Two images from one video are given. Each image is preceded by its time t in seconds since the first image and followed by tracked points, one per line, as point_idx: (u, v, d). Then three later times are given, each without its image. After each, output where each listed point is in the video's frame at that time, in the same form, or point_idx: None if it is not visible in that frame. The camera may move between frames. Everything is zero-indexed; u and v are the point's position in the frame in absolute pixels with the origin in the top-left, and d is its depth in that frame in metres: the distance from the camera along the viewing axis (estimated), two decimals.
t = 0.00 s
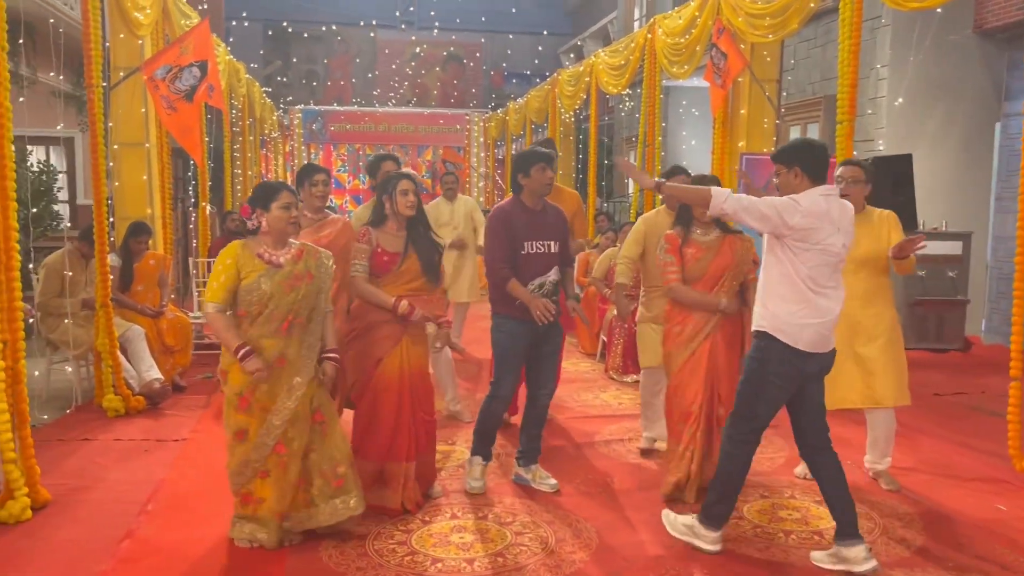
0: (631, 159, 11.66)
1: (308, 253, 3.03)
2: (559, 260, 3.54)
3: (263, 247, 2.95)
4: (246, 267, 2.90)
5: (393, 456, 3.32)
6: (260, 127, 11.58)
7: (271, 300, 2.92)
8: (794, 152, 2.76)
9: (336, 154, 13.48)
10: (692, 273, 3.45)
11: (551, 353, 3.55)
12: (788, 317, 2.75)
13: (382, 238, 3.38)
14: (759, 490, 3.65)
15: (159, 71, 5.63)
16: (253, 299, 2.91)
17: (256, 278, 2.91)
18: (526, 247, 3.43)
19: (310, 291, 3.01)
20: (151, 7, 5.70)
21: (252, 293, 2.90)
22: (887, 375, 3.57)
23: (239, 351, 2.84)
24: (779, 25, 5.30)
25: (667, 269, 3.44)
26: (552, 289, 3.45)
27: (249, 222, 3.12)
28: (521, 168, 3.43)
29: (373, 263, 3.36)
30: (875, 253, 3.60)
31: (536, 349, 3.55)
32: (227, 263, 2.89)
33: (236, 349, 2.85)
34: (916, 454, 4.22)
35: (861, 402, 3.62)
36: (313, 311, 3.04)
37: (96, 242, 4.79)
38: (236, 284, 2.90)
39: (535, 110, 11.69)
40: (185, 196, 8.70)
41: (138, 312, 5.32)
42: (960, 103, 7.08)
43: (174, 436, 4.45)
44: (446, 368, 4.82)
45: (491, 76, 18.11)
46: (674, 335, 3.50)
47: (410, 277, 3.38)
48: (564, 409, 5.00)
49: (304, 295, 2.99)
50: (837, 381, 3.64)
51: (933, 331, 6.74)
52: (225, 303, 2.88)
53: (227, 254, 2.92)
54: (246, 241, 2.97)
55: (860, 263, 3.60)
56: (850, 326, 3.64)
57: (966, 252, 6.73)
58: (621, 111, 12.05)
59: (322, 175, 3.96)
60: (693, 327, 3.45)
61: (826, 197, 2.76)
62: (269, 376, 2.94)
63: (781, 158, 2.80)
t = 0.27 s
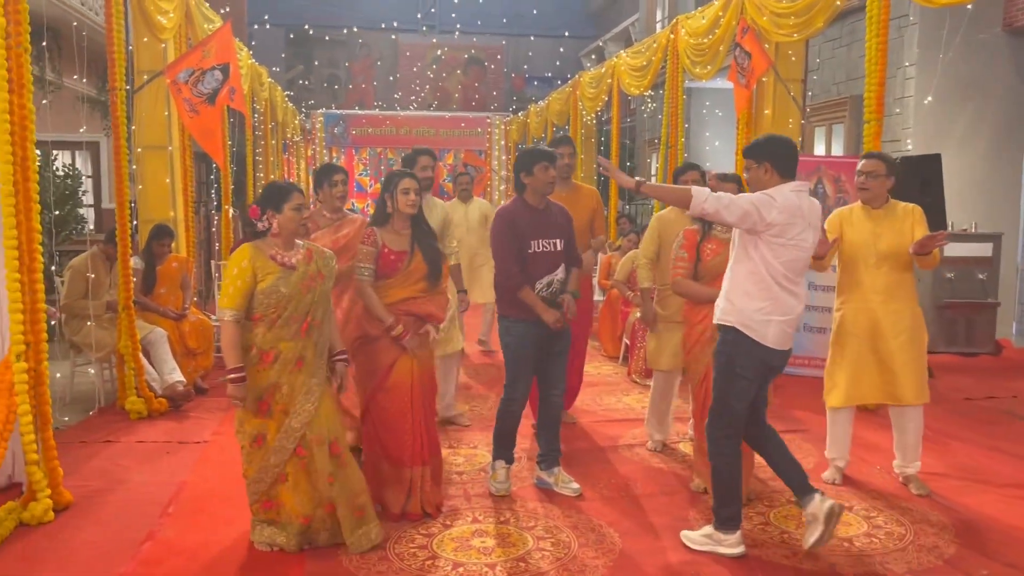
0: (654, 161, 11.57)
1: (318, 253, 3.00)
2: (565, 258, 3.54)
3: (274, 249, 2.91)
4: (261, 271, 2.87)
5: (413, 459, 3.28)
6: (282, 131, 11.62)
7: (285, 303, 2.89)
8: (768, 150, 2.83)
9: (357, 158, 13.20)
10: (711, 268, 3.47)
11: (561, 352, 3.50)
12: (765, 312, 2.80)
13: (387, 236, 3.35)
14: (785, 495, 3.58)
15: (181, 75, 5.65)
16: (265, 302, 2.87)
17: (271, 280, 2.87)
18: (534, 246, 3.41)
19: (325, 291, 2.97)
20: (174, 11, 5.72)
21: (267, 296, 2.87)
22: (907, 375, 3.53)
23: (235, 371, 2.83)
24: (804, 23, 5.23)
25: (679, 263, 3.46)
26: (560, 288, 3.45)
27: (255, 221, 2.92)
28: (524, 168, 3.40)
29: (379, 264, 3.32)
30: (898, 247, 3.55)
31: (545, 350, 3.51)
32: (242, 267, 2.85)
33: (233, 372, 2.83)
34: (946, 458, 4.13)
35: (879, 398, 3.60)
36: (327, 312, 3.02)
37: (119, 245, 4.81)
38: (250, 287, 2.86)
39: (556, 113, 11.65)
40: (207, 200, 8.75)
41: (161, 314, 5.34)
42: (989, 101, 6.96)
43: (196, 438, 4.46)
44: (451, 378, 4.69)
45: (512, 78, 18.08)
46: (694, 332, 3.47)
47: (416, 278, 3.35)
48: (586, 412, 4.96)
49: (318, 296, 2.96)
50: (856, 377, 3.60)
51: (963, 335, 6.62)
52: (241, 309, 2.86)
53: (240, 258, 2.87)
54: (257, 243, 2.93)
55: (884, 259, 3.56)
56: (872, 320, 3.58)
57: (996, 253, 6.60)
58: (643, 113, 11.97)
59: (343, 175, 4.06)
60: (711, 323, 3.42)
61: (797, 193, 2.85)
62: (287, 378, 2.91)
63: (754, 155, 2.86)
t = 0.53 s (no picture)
0: (674, 163, 11.52)
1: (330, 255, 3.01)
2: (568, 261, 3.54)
3: (292, 251, 2.89)
4: (281, 272, 2.85)
5: (428, 464, 3.28)
6: (303, 136, 11.67)
7: (305, 305, 2.88)
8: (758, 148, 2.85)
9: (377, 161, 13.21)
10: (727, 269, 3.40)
11: (567, 352, 3.53)
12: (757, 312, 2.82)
13: (401, 238, 3.33)
14: (810, 500, 3.53)
15: (203, 79, 5.66)
16: (283, 304, 2.85)
17: (292, 281, 2.85)
18: (534, 249, 3.41)
19: (340, 292, 2.98)
20: (196, 16, 5.76)
21: (287, 297, 2.85)
22: (929, 377, 3.47)
23: (256, 371, 2.78)
24: (827, 23, 5.17)
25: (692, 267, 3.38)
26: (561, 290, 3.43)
27: (273, 223, 2.91)
28: (529, 169, 3.40)
29: (394, 266, 3.30)
30: (927, 246, 3.49)
31: (546, 350, 3.53)
32: (262, 267, 2.82)
33: (255, 371, 2.77)
34: (975, 463, 4.05)
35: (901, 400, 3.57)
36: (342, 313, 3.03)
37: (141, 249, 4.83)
38: (270, 288, 2.83)
39: (576, 116, 11.62)
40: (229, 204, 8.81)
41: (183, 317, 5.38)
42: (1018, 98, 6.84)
43: (216, 441, 4.46)
44: (472, 380, 4.69)
45: (531, 81, 18.07)
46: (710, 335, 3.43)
47: (431, 279, 3.34)
48: (606, 416, 4.92)
49: (336, 296, 2.96)
50: (878, 378, 3.58)
51: (991, 337, 6.50)
52: (262, 309, 2.82)
53: (259, 258, 2.85)
54: (274, 244, 2.90)
55: (911, 258, 3.50)
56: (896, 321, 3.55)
57: None
58: (664, 115, 11.92)
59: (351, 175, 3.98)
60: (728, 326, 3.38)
61: (786, 192, 2.87)
62: (307, 379, 2.90)
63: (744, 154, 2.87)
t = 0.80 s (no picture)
0: (692, 164, 11.46)
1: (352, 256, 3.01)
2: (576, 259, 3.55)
3: (314, 250, 2.88)
4: (305, 271, 2.84)
5: (446, 465, 3.26)
6: (320, 139, 11.71)
7: (327, 305, 2.87)
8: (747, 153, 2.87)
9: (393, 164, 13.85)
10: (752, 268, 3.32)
11: (578, 349, 3.52)
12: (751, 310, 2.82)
13: (418, 239, 3.33)
14: (834, 503, 3.48)
15: (221, 83, 5.69)
16: (306, 303, 2.85)
17: (315, 281, 2.85)
18: (537, 248, 3.45)
19: (360, 292, 2.99)
20: (214, 20, 5.78)
21: (311, 297, 2.84)
22: (957, 379, 3.43)
23: (283, 369, 2.77)
24: (848, 21, 5.11)
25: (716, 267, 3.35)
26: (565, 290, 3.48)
27: (294, 223, 2.89)
28: (537, 169, 3.41)
29: (410, 266, 3.30)
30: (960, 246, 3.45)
31: (554, 349, 3.54)
32: (286, 267, 2.81)
33: (282, 368, 2.76)
34: (1001, 466, 3.98)
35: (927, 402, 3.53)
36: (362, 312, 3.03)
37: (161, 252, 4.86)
38: (294, 287, 2.83)
39: (593, 117, 11.59)
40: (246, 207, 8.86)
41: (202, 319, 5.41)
42: None
43: (235, 442, 4.47)
44: (492, 380, 4.64)
45: (548, 83, 18.06)
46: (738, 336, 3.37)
47: (449, 277, 3.34)
48: (625, 418, 4.88)
49: (356, 296, 2.97)
50: (905, 378, 3.54)
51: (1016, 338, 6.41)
52: (285, 309, 2.80)
53: (282, 257, 2.83)
54: (297, 243, 2.89)
55: (942, 258, 3.47)
56: (926, 321, 3.51)
57: None
58: (681, 115, 11.87)
59: (357, 175, 3.99)
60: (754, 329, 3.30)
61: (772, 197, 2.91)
62: (331, 378, 2.89)
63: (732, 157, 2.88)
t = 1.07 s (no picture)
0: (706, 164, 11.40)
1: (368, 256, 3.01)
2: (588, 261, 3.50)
3: (329, 252, 2.88)
4: (320, 272, 2.84)
5: (461, 466, 3.25)
6: (333, 141, 11.74)
7: (344, 306, 2.87)
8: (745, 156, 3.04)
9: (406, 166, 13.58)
10: (787, 267, 3.34)
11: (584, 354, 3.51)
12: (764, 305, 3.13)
13: (431, 239, 3.32)
14: (852, 504, 3.45)
15: (235, 85, 5.71)
16: (321, 304, 2.84)
17: (330, 282, 2.84)
18: (548, 250, 3.44)
19: (376, 293, 2.98)
20: (228, 22, 5.79)
21: (327, 298, 2.84)
22: (979, 380, 3.40)
23: (298, 371, 2.77)
24: (863, 18, 5.07)
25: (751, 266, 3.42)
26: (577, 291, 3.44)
27: (310, 224, 2.87)
28: (550, 172, 3.39)
29: (424, 266, 3.29)
30: (983, 246, 3.41)
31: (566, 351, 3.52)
32: (301, 268, 2.81)
33: (297, 369, 2.76)
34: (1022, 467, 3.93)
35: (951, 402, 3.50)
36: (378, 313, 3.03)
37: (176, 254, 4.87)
38: (309, 288, 2.82)
39: (606, 118, 11.57)
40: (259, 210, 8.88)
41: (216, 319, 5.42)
42: None
43: (250, 444, 4.48)
44: (506, 380, 4.66)
45: (560, 84, 18.04)
46: (771, 338, 3.36)
47: (462, 279, 3.32)
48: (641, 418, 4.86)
49: (372, 297, 2.96)
50: (925, 379, 3.52)
51: None
52: (301, 311, 2.80)
53: (298, 259, 2.83)
54: (312, 244, 2.89)
55: (964, 256, 3.44)
56: (949, 321, 3.48)
57: None
58: (694, 115, 11.82)
59: (361, 175, 4.01)
60: (789, 330, 3.30)
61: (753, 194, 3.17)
62: (346, 379, 2.89)
63: (737, 162, 3.01)
